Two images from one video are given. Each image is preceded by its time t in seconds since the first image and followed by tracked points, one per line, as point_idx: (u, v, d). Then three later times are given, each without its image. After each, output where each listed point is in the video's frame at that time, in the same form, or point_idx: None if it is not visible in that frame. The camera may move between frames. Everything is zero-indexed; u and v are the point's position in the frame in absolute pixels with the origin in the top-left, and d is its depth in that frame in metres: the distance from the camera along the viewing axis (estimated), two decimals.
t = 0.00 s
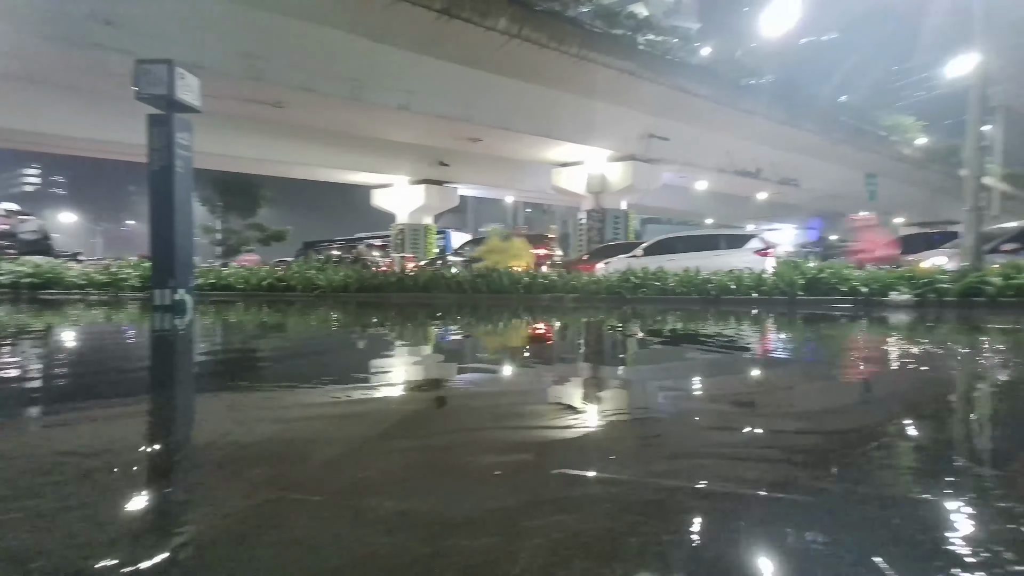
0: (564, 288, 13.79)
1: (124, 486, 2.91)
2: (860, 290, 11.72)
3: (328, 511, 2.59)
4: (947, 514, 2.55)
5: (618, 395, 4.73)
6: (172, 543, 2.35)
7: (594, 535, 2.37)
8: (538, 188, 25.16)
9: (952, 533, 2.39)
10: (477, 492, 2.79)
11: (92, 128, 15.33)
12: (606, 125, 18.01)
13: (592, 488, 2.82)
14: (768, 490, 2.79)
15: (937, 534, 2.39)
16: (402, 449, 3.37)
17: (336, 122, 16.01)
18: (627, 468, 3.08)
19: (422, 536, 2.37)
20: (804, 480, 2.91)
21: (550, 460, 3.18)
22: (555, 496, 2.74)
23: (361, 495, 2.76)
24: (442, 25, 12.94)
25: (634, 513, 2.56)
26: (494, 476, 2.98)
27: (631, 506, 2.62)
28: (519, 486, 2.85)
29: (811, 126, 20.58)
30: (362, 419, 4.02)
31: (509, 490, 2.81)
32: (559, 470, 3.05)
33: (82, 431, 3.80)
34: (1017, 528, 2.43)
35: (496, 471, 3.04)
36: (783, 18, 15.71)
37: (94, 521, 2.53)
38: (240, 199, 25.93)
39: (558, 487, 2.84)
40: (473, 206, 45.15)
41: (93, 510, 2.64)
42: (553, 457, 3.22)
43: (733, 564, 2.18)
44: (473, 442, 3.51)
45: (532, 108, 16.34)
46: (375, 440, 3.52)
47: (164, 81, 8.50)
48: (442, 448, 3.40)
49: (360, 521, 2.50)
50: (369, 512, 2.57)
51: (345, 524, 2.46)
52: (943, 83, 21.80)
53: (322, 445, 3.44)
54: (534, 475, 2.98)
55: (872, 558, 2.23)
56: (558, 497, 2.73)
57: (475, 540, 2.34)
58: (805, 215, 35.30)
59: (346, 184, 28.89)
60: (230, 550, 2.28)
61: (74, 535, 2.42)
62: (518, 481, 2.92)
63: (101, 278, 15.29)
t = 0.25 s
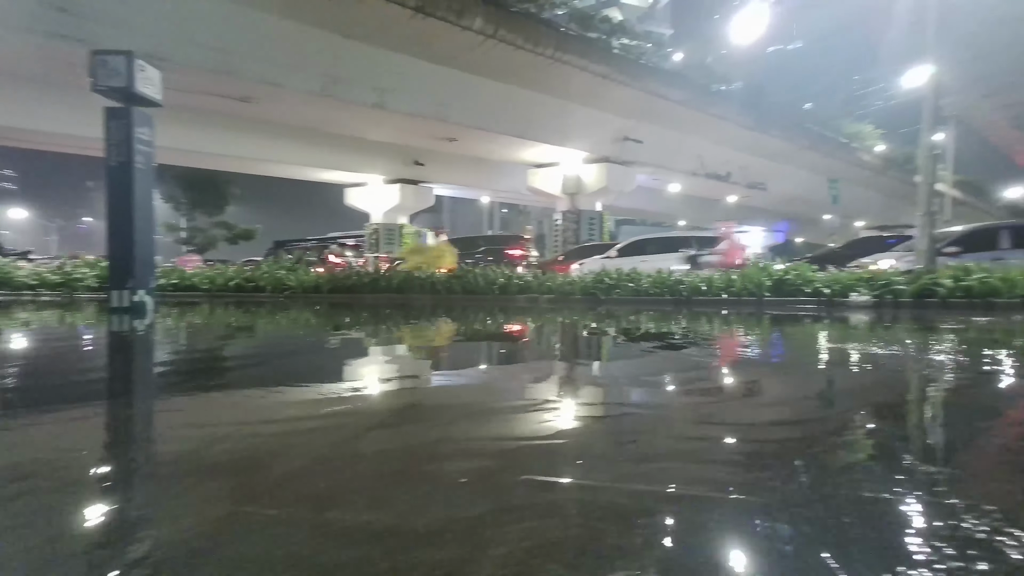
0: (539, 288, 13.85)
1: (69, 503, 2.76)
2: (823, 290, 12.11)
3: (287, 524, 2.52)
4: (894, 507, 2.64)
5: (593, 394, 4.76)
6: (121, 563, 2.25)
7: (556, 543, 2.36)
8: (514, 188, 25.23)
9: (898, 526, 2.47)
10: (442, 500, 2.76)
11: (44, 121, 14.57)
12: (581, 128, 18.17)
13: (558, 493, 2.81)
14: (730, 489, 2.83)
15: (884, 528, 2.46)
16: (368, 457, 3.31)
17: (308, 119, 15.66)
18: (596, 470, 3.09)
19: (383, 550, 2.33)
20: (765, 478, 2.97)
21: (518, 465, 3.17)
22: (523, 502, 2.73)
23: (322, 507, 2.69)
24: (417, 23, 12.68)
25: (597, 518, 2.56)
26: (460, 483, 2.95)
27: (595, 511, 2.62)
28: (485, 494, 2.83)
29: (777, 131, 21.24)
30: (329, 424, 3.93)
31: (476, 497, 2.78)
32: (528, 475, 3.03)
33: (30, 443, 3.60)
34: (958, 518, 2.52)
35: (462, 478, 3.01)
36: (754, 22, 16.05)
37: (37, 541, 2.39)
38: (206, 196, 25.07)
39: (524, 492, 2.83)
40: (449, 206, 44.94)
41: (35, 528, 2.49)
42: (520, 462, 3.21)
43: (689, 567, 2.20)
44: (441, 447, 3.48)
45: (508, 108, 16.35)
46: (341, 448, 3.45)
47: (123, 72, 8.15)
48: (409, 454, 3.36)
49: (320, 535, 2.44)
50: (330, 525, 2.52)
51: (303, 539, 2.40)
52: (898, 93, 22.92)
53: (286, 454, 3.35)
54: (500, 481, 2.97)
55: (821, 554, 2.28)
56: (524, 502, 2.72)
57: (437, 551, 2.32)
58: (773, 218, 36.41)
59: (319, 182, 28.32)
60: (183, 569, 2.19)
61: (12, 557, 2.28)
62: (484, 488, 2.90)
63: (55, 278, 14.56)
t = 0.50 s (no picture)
0: (514, 289, 13.84)
1: (4, 522, 2.59)
2: (789, 291, 12.47)
3: (240, 540, 2.43)
4: (846, 500, 2.69)
5: (569, 395, 4.77)
6: None
7: (517, 550, 2.33)
8: (490, 189, 25.18)
9: (848, 519, 2.51)
10: (404, 509, 2.70)
11: None
12: (557, 129, 18.26)
13: (522, 498, 2.78)
14: (693, 488, 2.84)
15: (835, 520, 2.50)
16: (330, 465, 3.23)
17: (278, 115, 15.24)
18: (564, 472, 3.07)
19: (339, 564, 2.26)
20: (729, 476, 3.00)
21: (484, 470, 3.13)
22: (488, 508, 2.69)
23: (278, 520, 2.60)
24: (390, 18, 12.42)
25: (560, 523, 2.53)
26: (424, 490, 2.90)
27: (558, 515, 2.60)
28: (449, 501, 2.78)
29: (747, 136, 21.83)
30: (293, 431, 3.83)
31: (440, 505, 2.73)
32: (495, 480, 3.00)
33: None
34: (904, 509, 2.58)
35: (427, 486, 2.95)
36: (724, 29, 16.49)
37: None
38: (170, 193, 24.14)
39: (490, 498, 2.79)
40: (425, 206, 44.57)
41: None
42: (487, 467, 3.17)
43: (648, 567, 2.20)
44: (406, 453, 3.41)
45: (484, 108, 16.30)
46: (303, 457, 3.35)
47: (77, 63, 7.77)
48: (374, 461, 3.28)
49: (274, 550, 2.36)
50: (285, 540, 2.44)
51: (254, 556, 2.31)
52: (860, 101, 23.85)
53: (244, 464, 3.25)
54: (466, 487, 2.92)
55: (770, 545, 2.33)
56: (489, 509, 2.68)
57: (396, 563, 2.27)
58: (743, 220, 37.42)
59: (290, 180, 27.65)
60: None
61: None
62: (449, 495, 2.85)
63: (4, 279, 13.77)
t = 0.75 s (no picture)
0: (493, 289, 13.80)
1: None
2: (760, 291, 12.75)
3: (194, 551, 2.34)
4: (808, 495, 2.75)
5: (548, 395, 4.77)
6: None
7: (485, 554, 2.31)
8: (469, 188, 25.07)
9: (811, 514, 2.57)
10: (369, 515, 2.64)
11: None
12: (535, 130, 18.31)
13: (492, 501, 2.75)
14: (664, 487, 2.86)
15: (796, 514, 2.57)
16: (296, 470, 3.16)
17: (250, 110, 14.84)
18: (535, 473, 3.06)
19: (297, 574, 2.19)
20: (700, 474, 3.04)
21: (454, 473, 3.10)
22: (456, 512, 2.66)
23: (238, 528, 2.54)
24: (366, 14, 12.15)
25: (528, 525, 2.52)
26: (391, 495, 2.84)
27: (527, 518, 2.57)
28: (416, 505, 2.73)
29: (720, 140, 22.30)
30: (259, 435, 3.74)
31: (406, 510, 2.69)
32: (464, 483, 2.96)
33: None
34: (863, 503, 2.66)
35: (394, 490, 2.90)
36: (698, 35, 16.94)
37: None
38: (135, 190, 23.25)
39: (459, 501, 2.76)
40: (403, 206, 44.13)
41: None
42: (457, 470, 3.14)
43: (613, 565, 2.21)
44: (375, 456, 3.37)
45: (464, 107, 16.23)
46: (267, 461, 3.28)
47: (32, 52, 7.40)
48: (341, 465, 3.23)
49: (229, 561, 2.27)
50: (242, 550, 2.35)
51: (209, 566, 2.24)
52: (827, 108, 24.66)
53: (205, 470, 3.16)
54: (434, 491, 2.88)
55: (731, 538, 2.39)
56: (458, 513, 2.64)
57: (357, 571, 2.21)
58: (717, 222, 38.20)
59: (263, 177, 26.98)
60: None
61: None
62: (416, 499, 2.80)
63: None
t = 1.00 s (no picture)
0: (474, 290, 13.74)
1: None
2: (738, 291, 12.96)
3: (154, 564, 2.27)
4: (781, 495, 2.79)
5: (531, 396, 4.77)
6: None
7: (458, 560, 2.28)
8: (451, 188, 24.95)
9: (782, 513, 2.60)
10: (338, 523, 2.59)
11: None
12: (518, 131, 18.34)
13: (466, 506, 2.72)
14: (640, 489, 2.87)
15: (768, 514, 2.60)
16: (266, 476, 3.10)
17: (226, 107, 14.51)
18: (511, 476, 3.04)
19: None
20: (677, 474, 3.06)
21: (430, 477, 3.07)
22: (430, 518, 2.62)
23: (202, 538, 2.47)
24: (345, 11, 12.03)
25: (501, 530, 2.49)
26: (363, 501, 2.79)
27: (501, 523, 2.55)
28: (389, 511, 2.69)
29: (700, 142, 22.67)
30: (231, 440, 3.66)
31: (378, 516, 2.64)
32: (439, 487, 2.93)
33: None
34: (833, 502, 2.71)
35: (366, 496, 2.84)
36: (677, 40, 17.19)
37: None
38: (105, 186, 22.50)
39: (433, 507, 2.72)
40: (384, 205, 43.70)
41: None
42: (433, 473, 3.11)
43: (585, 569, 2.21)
44: (348, 460, 3.31)
45: (446, 107, 16.16)
46: (238, 467, 3.21)
47: None
48: (314, 470, 3.17)
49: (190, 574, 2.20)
50: (204, 562, 2.28)
51: None
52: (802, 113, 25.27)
53: (172, 477, 3.08)
54: (408, 496, 2.83)
55: (703, 539, 2.41)
56: (431, 519, 2.61)
57: None
58: (696, 223, 38.79)
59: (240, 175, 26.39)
60: None
61: None
62: (387, 506, 2.75)
63: None
